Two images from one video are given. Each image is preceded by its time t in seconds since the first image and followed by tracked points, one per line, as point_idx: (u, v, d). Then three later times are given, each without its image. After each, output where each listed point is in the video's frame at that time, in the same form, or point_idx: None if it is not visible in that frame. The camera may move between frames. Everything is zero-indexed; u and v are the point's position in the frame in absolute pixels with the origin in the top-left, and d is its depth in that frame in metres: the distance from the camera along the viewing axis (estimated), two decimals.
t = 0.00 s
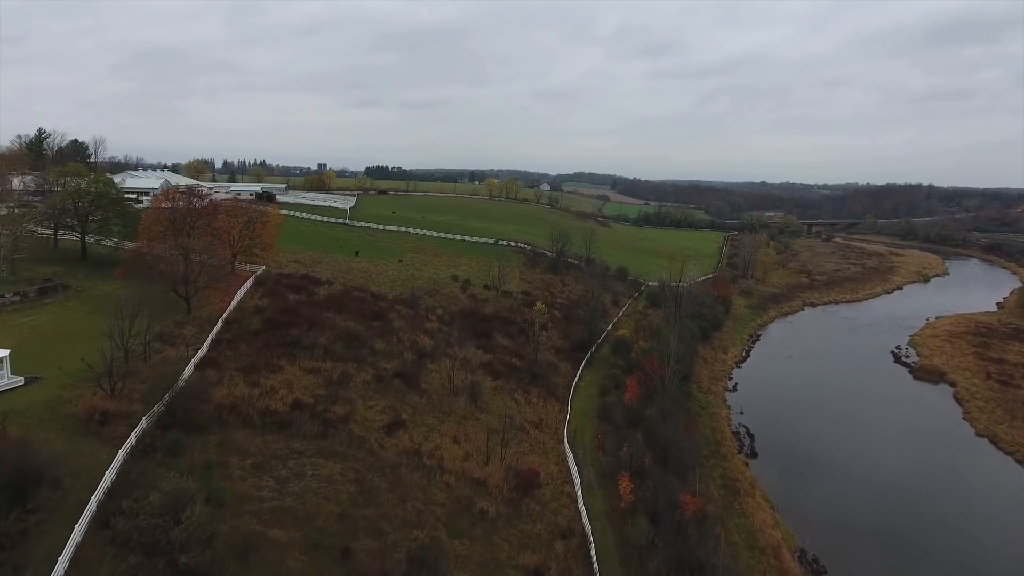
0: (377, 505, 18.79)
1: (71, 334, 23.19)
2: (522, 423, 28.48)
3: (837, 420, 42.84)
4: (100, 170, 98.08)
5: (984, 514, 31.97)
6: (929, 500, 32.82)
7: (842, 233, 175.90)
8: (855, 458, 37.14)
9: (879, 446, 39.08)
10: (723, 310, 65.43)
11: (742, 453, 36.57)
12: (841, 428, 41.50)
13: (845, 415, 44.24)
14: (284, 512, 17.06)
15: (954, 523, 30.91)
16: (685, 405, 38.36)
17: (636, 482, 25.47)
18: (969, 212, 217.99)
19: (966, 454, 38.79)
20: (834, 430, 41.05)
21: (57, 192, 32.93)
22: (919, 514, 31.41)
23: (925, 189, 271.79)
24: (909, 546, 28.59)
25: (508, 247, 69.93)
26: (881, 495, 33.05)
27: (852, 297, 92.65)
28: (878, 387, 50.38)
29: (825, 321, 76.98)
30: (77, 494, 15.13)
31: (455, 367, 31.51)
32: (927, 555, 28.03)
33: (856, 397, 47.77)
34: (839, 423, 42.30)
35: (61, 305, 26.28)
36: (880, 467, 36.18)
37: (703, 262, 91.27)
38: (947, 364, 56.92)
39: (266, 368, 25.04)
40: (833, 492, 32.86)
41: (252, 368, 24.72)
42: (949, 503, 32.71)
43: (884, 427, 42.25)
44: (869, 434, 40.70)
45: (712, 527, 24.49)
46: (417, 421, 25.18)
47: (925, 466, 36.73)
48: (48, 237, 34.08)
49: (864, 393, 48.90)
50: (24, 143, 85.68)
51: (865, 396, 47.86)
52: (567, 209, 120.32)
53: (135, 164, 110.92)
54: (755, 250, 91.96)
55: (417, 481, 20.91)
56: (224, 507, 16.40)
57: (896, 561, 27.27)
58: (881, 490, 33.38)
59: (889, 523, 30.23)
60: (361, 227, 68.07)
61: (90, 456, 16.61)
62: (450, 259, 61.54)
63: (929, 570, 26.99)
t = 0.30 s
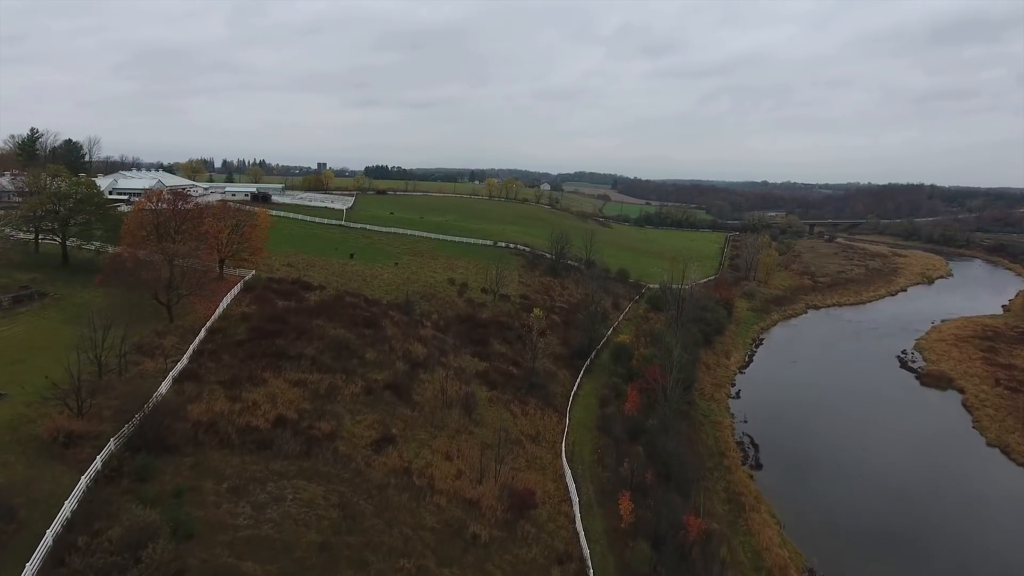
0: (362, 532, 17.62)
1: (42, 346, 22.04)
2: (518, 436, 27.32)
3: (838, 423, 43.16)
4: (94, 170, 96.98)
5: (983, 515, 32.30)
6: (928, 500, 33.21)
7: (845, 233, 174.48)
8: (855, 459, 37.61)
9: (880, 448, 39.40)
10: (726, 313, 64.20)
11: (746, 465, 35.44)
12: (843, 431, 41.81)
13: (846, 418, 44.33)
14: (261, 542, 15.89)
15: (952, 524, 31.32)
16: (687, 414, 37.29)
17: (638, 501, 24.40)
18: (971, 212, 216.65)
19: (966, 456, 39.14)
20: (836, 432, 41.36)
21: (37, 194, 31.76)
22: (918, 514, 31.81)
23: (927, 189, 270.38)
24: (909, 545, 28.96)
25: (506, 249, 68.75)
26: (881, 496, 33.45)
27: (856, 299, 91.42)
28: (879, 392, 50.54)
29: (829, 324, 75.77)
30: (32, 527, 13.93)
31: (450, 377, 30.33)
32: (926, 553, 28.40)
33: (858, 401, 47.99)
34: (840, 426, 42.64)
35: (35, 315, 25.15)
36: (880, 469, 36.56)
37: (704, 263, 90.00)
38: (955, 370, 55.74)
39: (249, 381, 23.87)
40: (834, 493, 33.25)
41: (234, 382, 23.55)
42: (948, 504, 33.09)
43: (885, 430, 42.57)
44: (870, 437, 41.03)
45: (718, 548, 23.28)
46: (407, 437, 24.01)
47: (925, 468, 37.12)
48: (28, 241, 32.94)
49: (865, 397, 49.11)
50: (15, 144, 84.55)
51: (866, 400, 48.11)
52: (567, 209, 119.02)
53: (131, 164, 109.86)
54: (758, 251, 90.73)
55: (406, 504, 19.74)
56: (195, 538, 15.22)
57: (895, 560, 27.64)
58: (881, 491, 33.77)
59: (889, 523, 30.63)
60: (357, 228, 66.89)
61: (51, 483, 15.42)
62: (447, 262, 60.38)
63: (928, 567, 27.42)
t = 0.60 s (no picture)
0: (342, 566, 16.29)
1: (4, 362, 20.71)
2: (513, 452, 26.03)
3: (839, 426, 43.30)
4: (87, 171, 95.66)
5: (983, 516, 32.57)
6: (929, 501, 33.53)
7: (847, 233, 173.03)
8: (856, 460, 37.93)
9: (881, 451, 39.60)
10: (729, 317, 62.81)
11: (751, 477, 34.18)
12: (843, 433, 41.98)
13: (848, 422, 44.34)
14: None
15: (953, 524, 31.57)
16: (689, 424, 36.05)
17: (640, 523, 23.11)
18: (974, 211, 214.96)
19: (966, 458, 39.40)
20: (836, 435, 41.52)
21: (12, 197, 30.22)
22: (919, 515, 32.07)
23: (929, 188, 268.69)
24: (910, 546, 29.20)
25: (504, 251, 67.43)
26: (882, 497, 33.73)
27: (860, 301, 90.01)
28: (881, 395, 50.53)
29: (834, 326, 74.41)
30: None
31: (442, 389, 28.99)
32: (928, 554, 28.63)
33: (859, 404, 48.00)
34: (841, 429, 42.83)
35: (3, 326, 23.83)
36: (881, 471, 36.79)
37: (706, 265, 88.59)
38: (964, 375, 54.39)
39: (227, 397, 22.54)
40: (835, 494, 33.48)
41: (211, 398, 22.22)
42: (948, 504, 33.32)
43: (885, 432, 42.79)
44: (870, 440, 41.21)
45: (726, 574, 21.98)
46: (395, 456, 22.69)
47: (925, 470, 37.37)
48: (4, 246, 31.59)
49: (866, 401, 49.17)
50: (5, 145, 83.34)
51: (868, 404, 48.16)
52: (566, 209, 117.62)
53: (126, 164, 108.50)
54: (760, 252, 89.31)
55: (391, 533, 18.40)
56: None
57: (896, 560, 27.86)
58: (882, 492, 34.05)
59: (890, 524, 30.87)
60: (353, 230, 65.62)
61: None
62: (444, 264, 59.08)
63: (930, 567, 27.69)
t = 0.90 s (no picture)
0: None
1: None
2: (508, 466, 24.86)
3: (841, 426, 43.04)
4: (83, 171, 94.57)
5: (986, 515, 32.41)
6: (931, 500, 33.43)
7: (850, 233, 171.45)
8: (858, 459, 37.82)
9: (884, 451, 39.38)
10: (732, 320, 61.57)
11: (755, 489, 32.99)
12: (846, 433, 41.74)
13: (850, 422, 43.96)
14: None
15: (955, 524, 31.41)
16: (692, 432, 34.90)
17: (642, 544, 21.92)
18: (978, 211, 213.02)
19: (969, 459, 39.20)
20: (839, 435, 41.29)
21: None
22: (921, 515, 31.92)
23: (932, 188, 266.86)
24: (913, 546, 29.13)
25: (503, 252, 66.16)
26: (884, 496, 33.64)
27: (864, 303, 88.68)
28: (883, 395, 50.20)
29: (838, 328, 73.13)
30: None
31: (435, 399, 27.82)
32: (930, 553, 28.57)
33: (861, 404, 47.79)
34: (844, 429, 42.60)
35: None
36: (883, 471, 36.64)
37: (708, 266, 87.27)
38: (973, 380, 53.11)
39: (206, 410, 21.39)
40: (837, 494, 33.34)
41: (189, 412, 21.06)
42: (951, 503, 33.15)
43: (888, 432, 42.60)
44: (872, 439, 41.06)
45: None
46: (383, 472, 21.50)
47: (927, 470, 37.23)
48: None
49: (868, 401, 48.86)
50: None
51: (869, 403, 47.97)
52: (566, 209, 116.25)
53: (123, 164, 107.50)
54: (763, 253, 88.01)
55: (376, 558, 17.24)
56: None
57: (899, 560, 27.78)
58: (884, 491, 33.96)
59: (893, 523, 30.78)
60: (349, 231, 64.45)
61: None
62: (441, 266, 57.90)
63: (933, 566, 27.60)
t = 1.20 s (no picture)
0: None
1: None
2: (504, 479, 23.71)
3: (845, 428, 42.91)
4: (77, 171, 93.43)
5: (987, 516, 32.50)
6: (931, 502, 33.52)
7: (853, 232, 169.83)
8: (858, 460, 37.85)
9: (887, 452, 39.34)
10: (735, 322, 60.32)
11: (761, 500, 31.74)
12: (850, 435, 41.60)
13: (852, 424, 43.72)
14: None
15: (957, 526, 31.38)
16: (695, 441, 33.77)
17: (644, 565, 20.77)
18: (981, 211, 211.35)
19: (973, 461, 39.06)
20: (843, 437, 41.21)
21: None
22: (921, 515, 32.04)
23: (934, 187, 264.53)
24: (913, 546, 29.24)
25: (501, 253, 64.92)
26: (884, 496, 33.73)
27: (869, 304, 87.36)
28: (885, 396, 49.95)
29: (843, 331, 71.86)
30: None
31: (428, 409, 26.67)
32: (930, 553, 28.68)
33: (862, 405, 47.70)
34: (847, 430, 42.49)
35: None
36: (883, 471, 36.70)
37: (710, 266, 85.93)
38: (982, 385, 51.86)
39: (182, 424, 20.24)
40: (838, 495, 33.37)
41: (164, 426, 19.92)
42: (952, 505, 33.19)
43: (892, 433, 42.52)
44: (873, 440, 41.06)
45: None
46: (370, 489, 20.33)
47: (930, 472, 37.17)
48: None
49: (869, 402, 48.66)
50: None
51: (870, 404, 47.87)
52: (566, 208, 114.76)
53: (118, 164, 106.14)
54: (766, 253, 86.72)
55: None
56: None
57: (899, 561, 27.86)
58: (884, 492, 34.05)
59: (893, 524, 30.87)
60: (345, 232, 63.28)
61: None
62: (438, 267, 56.73)
63: (933, 567, 27.69)
